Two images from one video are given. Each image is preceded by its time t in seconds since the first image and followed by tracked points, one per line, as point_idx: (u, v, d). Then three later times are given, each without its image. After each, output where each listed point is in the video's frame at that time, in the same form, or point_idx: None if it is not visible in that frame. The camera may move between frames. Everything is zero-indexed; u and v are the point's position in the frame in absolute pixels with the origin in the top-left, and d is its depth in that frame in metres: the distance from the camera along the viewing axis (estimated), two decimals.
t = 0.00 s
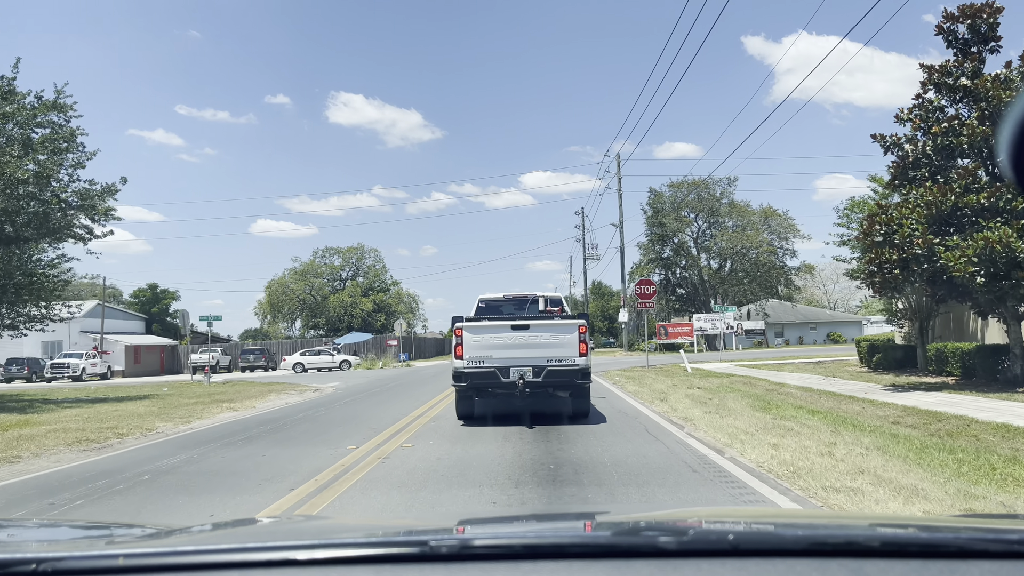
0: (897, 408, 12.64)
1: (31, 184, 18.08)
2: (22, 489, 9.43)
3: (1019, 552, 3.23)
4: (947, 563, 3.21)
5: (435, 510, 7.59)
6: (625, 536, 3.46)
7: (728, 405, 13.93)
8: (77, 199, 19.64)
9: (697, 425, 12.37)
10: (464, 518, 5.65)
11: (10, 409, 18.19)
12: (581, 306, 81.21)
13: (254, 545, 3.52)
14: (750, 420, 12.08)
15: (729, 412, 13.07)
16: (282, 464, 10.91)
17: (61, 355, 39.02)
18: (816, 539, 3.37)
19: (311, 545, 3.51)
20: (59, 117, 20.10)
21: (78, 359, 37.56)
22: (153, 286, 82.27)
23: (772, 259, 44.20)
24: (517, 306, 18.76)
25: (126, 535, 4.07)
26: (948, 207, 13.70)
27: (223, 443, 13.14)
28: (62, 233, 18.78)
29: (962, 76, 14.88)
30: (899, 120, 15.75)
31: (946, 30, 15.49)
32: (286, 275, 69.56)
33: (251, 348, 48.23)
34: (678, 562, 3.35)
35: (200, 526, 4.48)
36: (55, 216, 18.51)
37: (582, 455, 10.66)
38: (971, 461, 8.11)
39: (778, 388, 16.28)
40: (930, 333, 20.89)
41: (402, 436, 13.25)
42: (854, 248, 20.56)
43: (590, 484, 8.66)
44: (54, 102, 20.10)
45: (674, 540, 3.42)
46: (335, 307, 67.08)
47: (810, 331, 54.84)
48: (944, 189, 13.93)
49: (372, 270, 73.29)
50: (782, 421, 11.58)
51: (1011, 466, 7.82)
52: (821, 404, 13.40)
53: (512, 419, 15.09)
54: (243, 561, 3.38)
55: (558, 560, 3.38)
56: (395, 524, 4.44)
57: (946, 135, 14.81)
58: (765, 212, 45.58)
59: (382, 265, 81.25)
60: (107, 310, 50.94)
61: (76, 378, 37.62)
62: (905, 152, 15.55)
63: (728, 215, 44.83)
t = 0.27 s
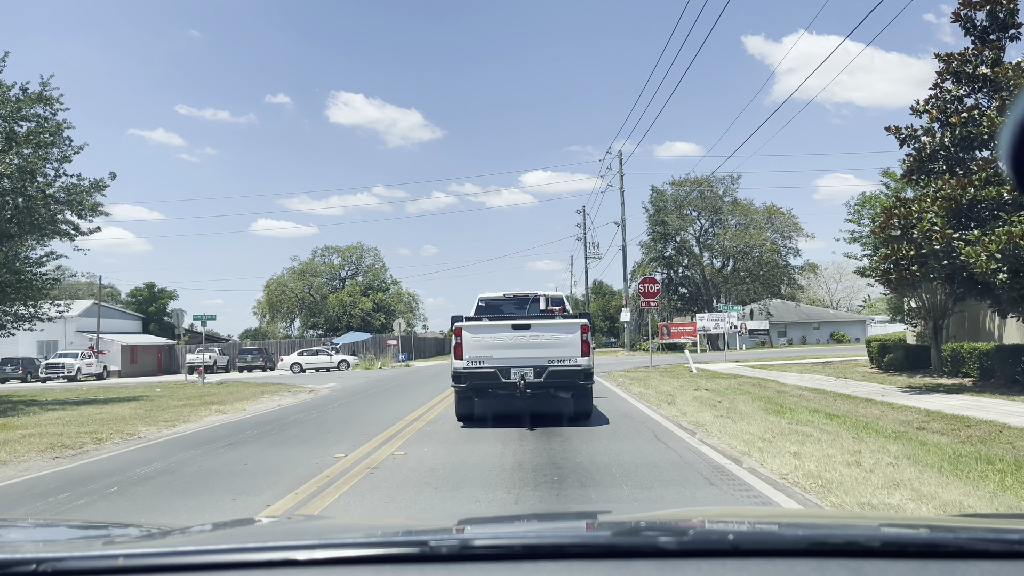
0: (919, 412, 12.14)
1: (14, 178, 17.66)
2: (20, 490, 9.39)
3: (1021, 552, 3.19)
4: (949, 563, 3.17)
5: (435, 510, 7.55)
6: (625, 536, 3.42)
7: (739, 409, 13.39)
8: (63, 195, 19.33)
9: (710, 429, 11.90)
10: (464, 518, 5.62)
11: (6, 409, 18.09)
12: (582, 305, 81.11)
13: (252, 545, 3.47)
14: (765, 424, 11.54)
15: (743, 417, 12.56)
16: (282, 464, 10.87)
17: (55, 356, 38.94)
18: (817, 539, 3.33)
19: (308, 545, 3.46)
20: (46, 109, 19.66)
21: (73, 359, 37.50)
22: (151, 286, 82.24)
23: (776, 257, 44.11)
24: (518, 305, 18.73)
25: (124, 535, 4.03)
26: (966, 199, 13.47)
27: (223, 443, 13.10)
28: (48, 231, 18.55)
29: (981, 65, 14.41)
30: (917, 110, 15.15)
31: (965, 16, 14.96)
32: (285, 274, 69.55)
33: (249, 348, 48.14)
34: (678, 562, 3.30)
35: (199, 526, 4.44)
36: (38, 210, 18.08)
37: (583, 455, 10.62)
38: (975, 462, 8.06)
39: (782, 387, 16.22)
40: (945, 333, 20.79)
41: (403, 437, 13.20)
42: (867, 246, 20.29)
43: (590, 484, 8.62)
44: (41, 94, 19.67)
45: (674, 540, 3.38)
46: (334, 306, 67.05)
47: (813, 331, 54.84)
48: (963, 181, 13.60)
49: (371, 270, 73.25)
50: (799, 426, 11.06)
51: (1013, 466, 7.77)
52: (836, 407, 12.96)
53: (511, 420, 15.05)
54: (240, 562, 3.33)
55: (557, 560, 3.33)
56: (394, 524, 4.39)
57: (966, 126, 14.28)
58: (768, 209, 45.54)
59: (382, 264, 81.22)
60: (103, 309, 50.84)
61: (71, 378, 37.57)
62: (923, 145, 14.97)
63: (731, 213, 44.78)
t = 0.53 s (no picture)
0: (944, 417, 11.57)
1: None
2: (18, 490, 9.35)
3: (1022, 553, 3.16)
4: (951, 564, 3.13)
5: (435, 510, 7.51)
6: (625, 536, 3.39)
7: (751, 412, 12.83)
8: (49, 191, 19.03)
9: (723, 433, 11.29)
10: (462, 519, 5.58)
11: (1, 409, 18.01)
12: (583, 305, 80.87)
13: (251, 545, 3.43)
14: (782, 429, 10.92)
15: (756, 421, 11.98)
16: (281, 464, 10.83)
17: (51, 355, 38.82)
18: (817, 538, 3.30)
19: (308, 544, 3.42)
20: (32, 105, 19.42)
21: (68, 359, 37.39)
22: (148, 285, 82.05)
23: (779, 256, 44.02)
24: (517, 305, 18.70)
25: (123, 536, 3.98)
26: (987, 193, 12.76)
27: (222, 443, 13.06)
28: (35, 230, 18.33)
29: (999, 53, 13.58)
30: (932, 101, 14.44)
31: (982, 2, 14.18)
32: (284, 273, 69.51)
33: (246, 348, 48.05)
34: (678, 562, 3.27)
35: (197, 526, 4.40)
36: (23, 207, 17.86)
37: (583, 455, 10.57)
38: (980, 462, 7.98)
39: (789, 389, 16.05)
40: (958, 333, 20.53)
41: (403, 436, 13.15)
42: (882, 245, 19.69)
43: (591, 484, 8.58)
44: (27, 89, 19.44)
45: (674, 540, 3.35)
46: (333, 306, 66.99)
47: (816, 330, 54.83)
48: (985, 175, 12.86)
49: (371, 269, 73.19)
50: (818, 431, 10.42)
51: (1015, 467, 7.73)
52: (855, 411, 12.37)
53: (511, 420, 15.02)
54: (238, 562, 3.29)
55: (557, 561, 3.30)
56: (393, 524, 4.36)
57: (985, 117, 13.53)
58: (771, 208, 45.48)
59: (381, 263, 81.16)
60: (100, 309, 50.70)
61: (66, 378, 37.47)
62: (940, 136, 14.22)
63: (734, 212, 44.68)
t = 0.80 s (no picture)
0: (968, 423, 11.05)
1: None
2: (22, 490, 9.41)
3: (1019, 551, 3.22)
4: (948, 563, 3.20)
5: (437, 510, 7.56)
6: (625, 535, 3.45)
7: (763, 416, 12.41)
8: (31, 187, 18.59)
9: (735, 440, 10.82)
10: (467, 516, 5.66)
11: None
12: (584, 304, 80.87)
13: (255, 544, 3.50)
14: (797, 436, 10.44)
15: (771, 426, 11.46)
16: (283, 463, 10.88)
17: (48, 356, 38.82)
18: (816, 538, 3.37)
19: (311, 543, 3.48)
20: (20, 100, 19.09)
21: (65, 359, 37.37)
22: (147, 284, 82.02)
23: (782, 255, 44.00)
24: (518, 305, 18.75)
25: (127, 534, 4.05)
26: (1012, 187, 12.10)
27: (224, 443, 13.11)
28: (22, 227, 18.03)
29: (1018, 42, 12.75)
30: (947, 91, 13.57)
31: None
32: (284, 273, 69.51)
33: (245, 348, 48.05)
34: (678, 561, 3.33)
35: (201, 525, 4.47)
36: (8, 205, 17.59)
37: (585, 454, 10.65)
38: (982, 464, 7.98)
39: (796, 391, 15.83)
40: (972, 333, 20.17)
41: (405, 436, 13.20)
42: (894, 244, 18.95)
43: (593, 484, 8.61)
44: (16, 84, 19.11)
45: (674, 539, 3.41)
46: (333, 305, 66.99)
47: (819, 330, 54.85)
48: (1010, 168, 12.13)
49: (371, 269, 73.18)
50: (835, 437, 9.94)
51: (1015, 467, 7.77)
52: (871, 415, 11.94)
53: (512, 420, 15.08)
54: (243, 561, 3.36)
55: (558, 560, 3.37)
56: (396, 523, 4.43)
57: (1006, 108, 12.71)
58: (774, 207, 45.46)
59: (381, 263, 81.15)
60: (97, 308, 50.67)
61: (63, 378, 37.47)
62: (957, 129, 13.40)
63: (737, 211, 44.60)
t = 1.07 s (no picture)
0: (971, 423, 11.02)
1: None
2: (26, 489, 9.41)
3: (1021, 551, 3.22)
4: (949, 562, 3.20)
5: (439, 510, 7.54)
6: (626, 535, 3.45)
7: (766, 416, 12.40)
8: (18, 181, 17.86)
9: (746, 445, 10.26)
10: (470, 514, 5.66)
11: None
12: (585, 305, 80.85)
13: (255, 543, 3.50)
14: (814, 441, 9.84)
15: (785, 430, 10.86)
16: (286, 463, 10.87)
17: (46, 356, 38.80)
18: (816, 538, 3.37)
19: (311, 543, 3.49)
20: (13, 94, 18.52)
21: (62, 359, 37.34)
22: (146, 284, 81.98)
23: (786, 255, 43.91)
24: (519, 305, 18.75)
25: (128, 534, 4.05)
26: None
27: (227, 442, 13.10)
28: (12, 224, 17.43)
29: None
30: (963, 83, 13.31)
31: None
32: (283, 272, 69.52)
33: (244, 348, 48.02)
34: (679, 561, 3.33)
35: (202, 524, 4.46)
36: None
37: (586, 454, 10.63)
38: (986, 464, 7.94)
39: (805, 393, 15.51)
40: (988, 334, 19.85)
41: (407, 435, 13.19)
42: (906, 240, 18.07)
43: (595, 484, 8.59)
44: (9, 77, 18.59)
45: (674, 539, 3.40)
46: (333, 305, 66.99)
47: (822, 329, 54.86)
48: None
49: (372, 268, 73.24)
50: (845, 440, 9.64)
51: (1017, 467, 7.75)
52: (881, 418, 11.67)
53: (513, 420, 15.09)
54: (242, 561, 3.35)
55: (558, 560, 3.37)
56: (397, 523, 4.43)
57: None
58: (778, 206, 45.39)
59: (382, 263, 81.18)
60: (95, 309, 50.64)
61: (61, 378, 37.45)
62: (974, 121, 13.10)
63: (740, 209, 44.55)
